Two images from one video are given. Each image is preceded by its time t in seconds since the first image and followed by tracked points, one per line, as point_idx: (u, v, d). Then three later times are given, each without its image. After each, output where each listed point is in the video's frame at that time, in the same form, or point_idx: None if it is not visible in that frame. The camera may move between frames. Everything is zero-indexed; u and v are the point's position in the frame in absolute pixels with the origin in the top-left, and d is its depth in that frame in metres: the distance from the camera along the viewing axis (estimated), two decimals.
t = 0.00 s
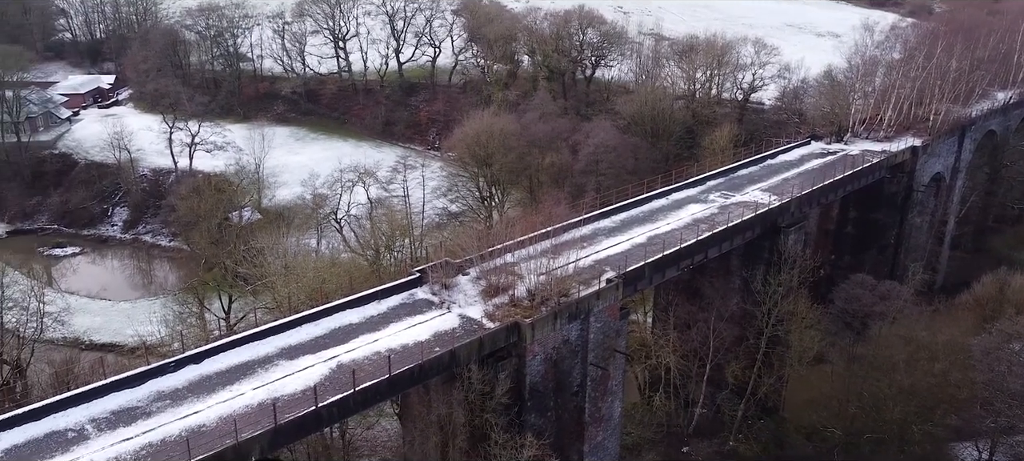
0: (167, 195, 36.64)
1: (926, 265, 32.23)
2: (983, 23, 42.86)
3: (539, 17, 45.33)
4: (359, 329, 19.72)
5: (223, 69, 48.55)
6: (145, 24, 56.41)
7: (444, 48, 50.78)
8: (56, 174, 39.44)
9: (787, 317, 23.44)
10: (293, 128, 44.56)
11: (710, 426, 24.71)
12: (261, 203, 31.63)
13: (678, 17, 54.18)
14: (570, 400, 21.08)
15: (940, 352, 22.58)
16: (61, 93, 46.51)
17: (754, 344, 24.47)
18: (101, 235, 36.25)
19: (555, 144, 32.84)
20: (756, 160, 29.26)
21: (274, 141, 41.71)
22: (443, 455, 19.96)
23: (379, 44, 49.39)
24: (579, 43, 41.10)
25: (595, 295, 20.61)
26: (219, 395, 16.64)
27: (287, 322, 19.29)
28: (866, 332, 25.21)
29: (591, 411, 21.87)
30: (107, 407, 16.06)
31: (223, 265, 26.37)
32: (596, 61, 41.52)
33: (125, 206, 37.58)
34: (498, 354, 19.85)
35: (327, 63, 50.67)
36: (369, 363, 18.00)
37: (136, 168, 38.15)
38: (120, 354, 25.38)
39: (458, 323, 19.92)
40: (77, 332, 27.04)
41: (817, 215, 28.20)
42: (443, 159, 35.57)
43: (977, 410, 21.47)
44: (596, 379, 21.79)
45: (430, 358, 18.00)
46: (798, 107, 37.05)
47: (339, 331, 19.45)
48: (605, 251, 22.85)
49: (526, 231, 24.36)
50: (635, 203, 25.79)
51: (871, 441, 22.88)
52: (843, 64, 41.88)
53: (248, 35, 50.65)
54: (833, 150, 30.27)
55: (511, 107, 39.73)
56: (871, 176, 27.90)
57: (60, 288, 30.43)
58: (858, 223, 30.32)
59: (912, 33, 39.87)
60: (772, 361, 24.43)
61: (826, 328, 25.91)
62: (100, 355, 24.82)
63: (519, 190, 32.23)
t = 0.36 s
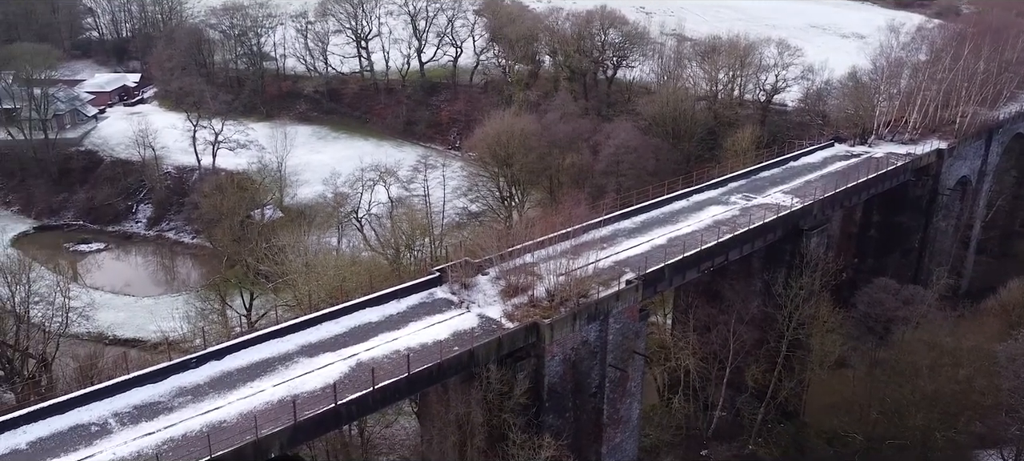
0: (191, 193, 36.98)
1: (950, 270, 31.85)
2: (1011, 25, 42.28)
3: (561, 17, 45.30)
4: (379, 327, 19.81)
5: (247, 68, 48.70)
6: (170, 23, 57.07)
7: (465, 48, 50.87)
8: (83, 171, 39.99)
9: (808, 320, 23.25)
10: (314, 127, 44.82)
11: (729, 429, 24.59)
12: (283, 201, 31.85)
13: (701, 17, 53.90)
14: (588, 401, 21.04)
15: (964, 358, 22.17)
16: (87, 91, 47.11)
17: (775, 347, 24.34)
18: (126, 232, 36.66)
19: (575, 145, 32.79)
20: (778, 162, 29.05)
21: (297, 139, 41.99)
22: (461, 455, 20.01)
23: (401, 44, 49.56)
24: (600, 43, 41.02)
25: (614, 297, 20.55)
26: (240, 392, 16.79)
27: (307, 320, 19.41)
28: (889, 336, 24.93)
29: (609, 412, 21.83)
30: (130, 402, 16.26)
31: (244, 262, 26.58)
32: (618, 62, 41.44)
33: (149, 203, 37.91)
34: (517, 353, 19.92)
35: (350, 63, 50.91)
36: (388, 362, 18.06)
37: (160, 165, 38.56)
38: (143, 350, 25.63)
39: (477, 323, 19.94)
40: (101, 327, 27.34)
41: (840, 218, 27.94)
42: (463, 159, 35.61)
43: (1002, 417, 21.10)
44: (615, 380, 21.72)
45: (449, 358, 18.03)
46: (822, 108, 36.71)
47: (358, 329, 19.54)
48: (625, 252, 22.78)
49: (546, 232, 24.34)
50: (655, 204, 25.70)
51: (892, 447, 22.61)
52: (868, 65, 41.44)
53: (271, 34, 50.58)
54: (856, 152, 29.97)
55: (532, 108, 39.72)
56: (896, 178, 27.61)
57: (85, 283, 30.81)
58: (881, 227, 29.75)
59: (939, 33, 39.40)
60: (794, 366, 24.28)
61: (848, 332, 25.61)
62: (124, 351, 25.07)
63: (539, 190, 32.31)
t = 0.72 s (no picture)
0: (214, 191, 37.33)
1: (977, 275, 31.43)
2: None
3: (583, 17, 45.19)
4: (398, 326, 19.89)
5: (270, 67, 49.17)
6: (195, 22, 57.71)
7: (487, 48, 50.91)
8: (109, 168, 40.52)
9: (830, 324, 23.04)
10: (337, 126, 45.08)
11: (749, 433, 24.30)
12: (305, 199, 32.04)
13: (725, 18, 53.56)
14: (607, 403, 20.98)
15: (989, 365, 22.76)
16: (114, 89, 47.70)
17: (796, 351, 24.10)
18: (150, 228, 37.09)
19: (597, 146, 32.79)
20: (801, 165, 28.80)
21: (319, 138, 42.24)
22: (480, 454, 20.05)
23: (423, 44, 49.71)
24: (623, 44, 40.87)
25: (635, 298, 20.47)
26: (261, 388, 16.94)
27: (327, 318, 19.54)
28: (913, 342, 24.50)
29: (628, 414, 21.75)
30: (153, 397, 16.45)
31: (266, 260, 26.75)
32: (641, 62, 41.25)
33: (173, 200, 38.27)
34: (536, 354, 19.88)
35: (373, 62, 51.14)
36: (408, 360, 18.14)
37: (185, 163, 39.05)
38: (166, 345, 25.90)
39: (497, 323, 19.97)
40: (126, 322, 27.67)
41: (864, 222, 27.66)
42: (485, 159, 35.63)
43: None
44: (634, 382, 21.64)
45: (468, 357, 18.06)
46: (847, 110, 36.33)
47: (378, 328, 19.64)
48: (645, 254, 22.69)
49: (567, 232, 24.34)
50: (676, 205, 25.58)
51: (916, 453, 22.38)
52: (895, 67, 40.96)
53: (295, 33, 51.13)
54: (881, 155, 29.65)
55: (554, 108, 39.69)
56: (922, 182, 27.28)
57: (110, 279, 31.22)
58: (906, 230, 29.54)
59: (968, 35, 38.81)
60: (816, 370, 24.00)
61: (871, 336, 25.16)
62: (148, 346, 25.36)
63: (559, 190, 32.68)
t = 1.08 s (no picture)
0: (239, 188, 37.64)
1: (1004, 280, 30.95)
2: None
3: (607, 18, 45.03)
4: (419, 325, 19.94)
5: (295, 66, 49.22)
6: (221, 22, 58.28)
7: (510, 48, 50.90)
8: (134, 165, 40.97)
9: (853, 329, 22.81)
10: (359, 125, 45.28)
11: (769, 436, 24.14)
12: (328, 198, 32.20)
13: (750, 19, 53.17)
14: (627, 405, 20.88)
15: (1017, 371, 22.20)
16: (141, 87, 48.33)
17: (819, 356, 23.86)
18: (175, 225, 37.48)
19: (619, 147, 32.86)
20: (826, 167, 28.53)
21: (342, 137, 42.45)
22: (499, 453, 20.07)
23: (446, 43, 49.83)
24: (646, 45, 40.64)
25: (656, 300, 20.37)
26: (283, 385, 17.07)
27: (349, 316, 19.64)
28: (938, 347, 24.10)
29: (648, 416, 21.63)
30: (176, 392, 16.64)
31: (289, 258, 26.91)
32: (664, 63, 40.75)
33: (198, 197, 38.64)
34: (556, 355, 19.77)
35: (396, 62, 51.41)
36: (428, 359, 18.18)
37: (209, 161, 39.34)
38: (190, 341, 26.14)
39: (518, 323, 19.97)
40: (151, 317, 27.97)
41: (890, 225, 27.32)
42: (507, 159, 35.62)
43: None
44: (655, 384, 21.52)
45: (489, 357, 18.08)
46: (873, 113, 35.91)
47: (399, 326, 19.71)
48: (667, 256, 22.58)
49: (588, 233, 24.32)
50: (698, 207, 25.44)
51: None
52: (923, 69, 40.45)
53: (320, 33, 51.14)
54: (907, 158, 29.31)
55: (577, 109, 39.64)
56: (950, 186, 26.91)
57: (136, 275, 31.59)
58: (932, 234, 29.58)
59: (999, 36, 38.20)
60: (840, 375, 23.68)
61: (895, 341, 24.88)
62: (172, 342, 25.62)
63: (582, 190, 32.13)
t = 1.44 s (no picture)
0: (264, 186, 37.96)
1: None
2: None
3: (632, 18, 44.87)
4: (441, 324, 19.99)
5: (321, 65, 49.80)
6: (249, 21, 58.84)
7: (534, 48, 50.89)
8: (162, 162, 41.51)
9: (878, 335, 22.58)
10: (383, 124, 45.49)
11: (792, 441, 23.86)
12: (352, 196, 32.38)
13: (776, 20, 52.77)
14: (648, 407, 20.80)
15: None
16: (170, 85, 48.93)
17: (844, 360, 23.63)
18: (201, 222, 37.91)
19: (643, 148, 32.66)
20: (852, 170, 28.22)
21: (367, 136, 42.68)
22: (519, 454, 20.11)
23: (471, 43, 49.96)
24: (671, 45, 40.35)
25: (678, 302, 20.28)
26: (305, 382, 17.21)
27: (371, 314, 19.74)
28: (966, 354, 23.68)
29: (669, 419, 21.53)
30: (201, 387, 16.85)
31: (313, 255, 27.10)
32: (689, 64, 40.62)
33: (224, 195, 39.05)
34: (577, 355, 19.73)
35: (420, 61, 51.63)
36: (450, 358, 18.23)
37: (235, 159, 39.68)
38: (215, 337, 26.42)
39: (539, 323, 19.99)
40: (176, 313, 28.30)
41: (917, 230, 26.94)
42: (530, 159, 35.63)
43: None
44: (676, 387, 21.43)
45: (510, 357, 18.10)
46: (901, 115, 35.46)
47: (421, 325, 19.77)
48: (690, 258, 22.46)
49: (611, 234, 24.26)
50: (722, 209, 25.27)
51: None
52: (953, 71, 39.90)
53: (345, 32, 51.84)
54: (936, 161, 28.94)
55: (601, 109, 39.59)
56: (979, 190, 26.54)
57: (162, 271, 32.00)
58: (962, 239, 29.08)
59: None
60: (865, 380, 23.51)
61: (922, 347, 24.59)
62: (197, 337, 25.92)
63: (604, 191, 32.08)
